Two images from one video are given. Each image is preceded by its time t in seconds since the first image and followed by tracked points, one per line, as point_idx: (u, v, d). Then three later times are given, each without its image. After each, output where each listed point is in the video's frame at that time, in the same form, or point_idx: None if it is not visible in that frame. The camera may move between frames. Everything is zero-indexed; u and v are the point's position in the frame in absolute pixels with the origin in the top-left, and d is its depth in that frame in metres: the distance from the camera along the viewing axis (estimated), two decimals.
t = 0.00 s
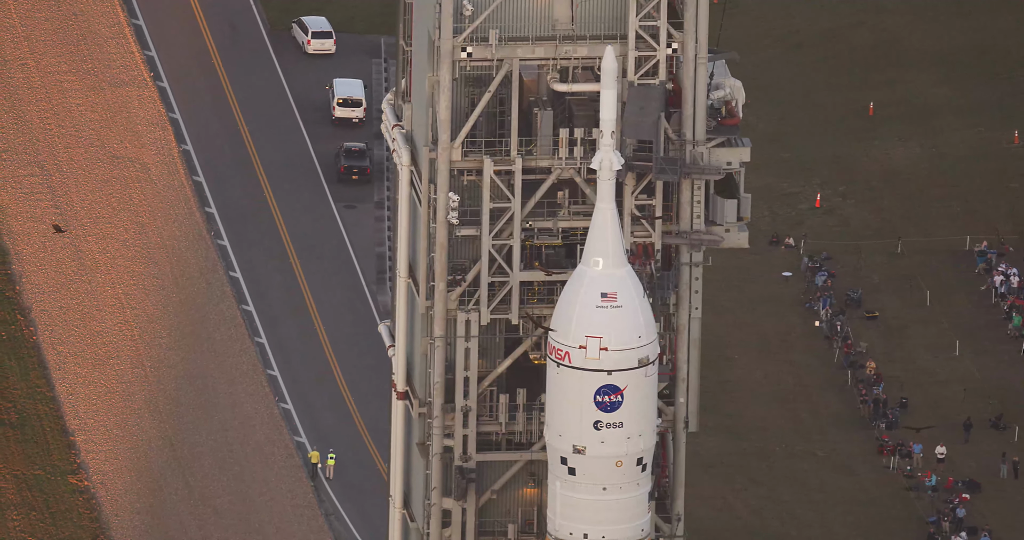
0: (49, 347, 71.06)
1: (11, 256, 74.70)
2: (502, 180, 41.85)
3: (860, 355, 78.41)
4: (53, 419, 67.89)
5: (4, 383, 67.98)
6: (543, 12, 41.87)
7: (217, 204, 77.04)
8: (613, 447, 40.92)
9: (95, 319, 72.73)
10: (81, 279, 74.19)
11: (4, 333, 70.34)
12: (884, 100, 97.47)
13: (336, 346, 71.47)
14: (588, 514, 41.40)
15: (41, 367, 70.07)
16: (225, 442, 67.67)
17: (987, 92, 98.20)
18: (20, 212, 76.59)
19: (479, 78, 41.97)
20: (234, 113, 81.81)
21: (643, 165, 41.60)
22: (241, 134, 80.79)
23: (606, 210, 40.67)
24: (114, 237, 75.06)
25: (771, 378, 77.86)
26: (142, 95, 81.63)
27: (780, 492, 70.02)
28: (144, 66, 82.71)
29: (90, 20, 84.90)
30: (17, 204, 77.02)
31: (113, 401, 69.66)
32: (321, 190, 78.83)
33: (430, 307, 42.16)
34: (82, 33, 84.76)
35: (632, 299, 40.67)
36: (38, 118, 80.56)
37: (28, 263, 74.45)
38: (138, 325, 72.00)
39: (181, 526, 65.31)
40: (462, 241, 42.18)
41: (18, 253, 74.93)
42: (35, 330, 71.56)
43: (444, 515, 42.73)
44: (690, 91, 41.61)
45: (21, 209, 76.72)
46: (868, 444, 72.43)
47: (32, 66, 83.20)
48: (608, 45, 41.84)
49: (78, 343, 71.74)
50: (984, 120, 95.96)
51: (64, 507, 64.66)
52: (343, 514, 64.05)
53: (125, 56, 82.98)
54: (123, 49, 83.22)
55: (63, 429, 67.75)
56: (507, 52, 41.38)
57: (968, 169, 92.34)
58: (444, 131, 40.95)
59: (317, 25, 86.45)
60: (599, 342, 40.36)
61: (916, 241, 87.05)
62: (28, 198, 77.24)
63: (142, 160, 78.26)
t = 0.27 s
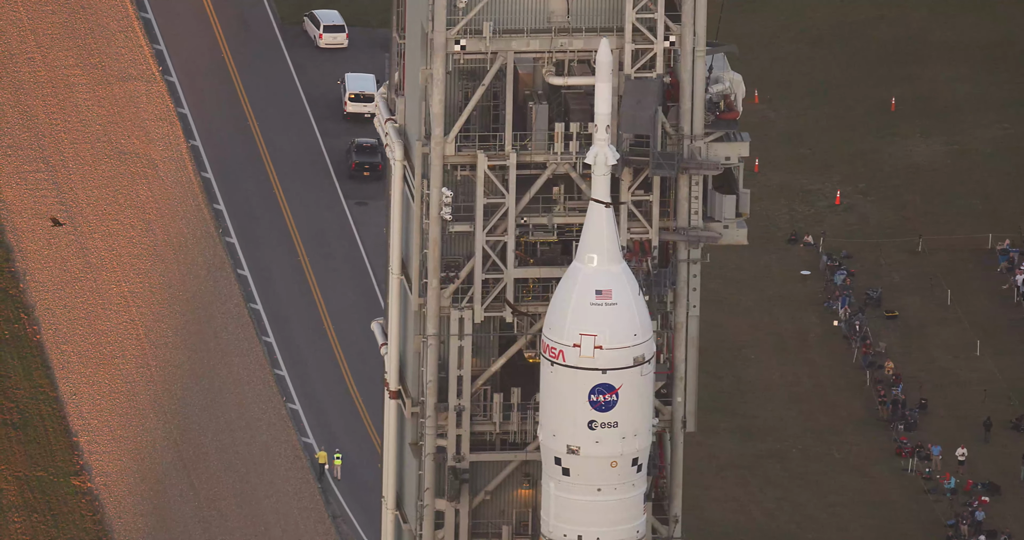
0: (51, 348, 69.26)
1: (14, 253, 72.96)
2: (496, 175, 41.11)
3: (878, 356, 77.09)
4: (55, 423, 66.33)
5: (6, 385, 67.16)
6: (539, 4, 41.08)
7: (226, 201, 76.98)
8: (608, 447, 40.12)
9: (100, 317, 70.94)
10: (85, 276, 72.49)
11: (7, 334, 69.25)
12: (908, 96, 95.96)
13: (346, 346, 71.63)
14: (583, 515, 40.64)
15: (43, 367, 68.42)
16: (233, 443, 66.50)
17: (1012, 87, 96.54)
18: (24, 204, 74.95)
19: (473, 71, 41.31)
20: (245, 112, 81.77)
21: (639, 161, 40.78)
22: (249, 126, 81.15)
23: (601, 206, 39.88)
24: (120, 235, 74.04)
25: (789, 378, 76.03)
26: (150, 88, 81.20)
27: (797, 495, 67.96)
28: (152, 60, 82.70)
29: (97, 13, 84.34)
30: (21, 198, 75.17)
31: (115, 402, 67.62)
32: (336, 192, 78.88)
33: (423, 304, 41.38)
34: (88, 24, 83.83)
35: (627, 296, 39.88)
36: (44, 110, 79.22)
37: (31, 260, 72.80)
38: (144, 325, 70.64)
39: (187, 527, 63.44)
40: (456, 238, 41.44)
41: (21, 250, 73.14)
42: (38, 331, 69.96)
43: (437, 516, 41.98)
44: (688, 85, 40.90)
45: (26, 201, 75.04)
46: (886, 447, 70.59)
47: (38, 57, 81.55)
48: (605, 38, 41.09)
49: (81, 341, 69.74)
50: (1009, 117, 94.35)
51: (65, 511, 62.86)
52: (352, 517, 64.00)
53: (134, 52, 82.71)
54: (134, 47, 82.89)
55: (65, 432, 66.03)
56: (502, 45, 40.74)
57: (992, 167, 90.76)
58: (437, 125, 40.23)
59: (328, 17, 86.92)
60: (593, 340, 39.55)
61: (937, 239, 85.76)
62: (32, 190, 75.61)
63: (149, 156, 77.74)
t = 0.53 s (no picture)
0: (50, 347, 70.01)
1: (18, 256, 73.57)
2: (486, 169, 40.34)
3: (894, 355, 74.52)
4: (55, 422, 67.17)
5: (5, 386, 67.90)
6: None
7: (229, 196, 76.06)
8: (597, 447, 39.37)
9: (98, 314, 71.45)
10: (87, 278, 72.78)
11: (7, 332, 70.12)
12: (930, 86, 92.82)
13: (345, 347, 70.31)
14: (572, 515, 39.86)
15: (43, 367, 69.14)
16: (232, 442, 66.21)
17: None
18: (33, 211, 75.23)
19: (462, 63, 40.52)
20: (249, 103, 80.80)
21: (631, 155, 40.08)
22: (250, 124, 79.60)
23: (591, 202, 39.04)
24: (124, 236, 73.99)
25: (802, 378, 73.94)
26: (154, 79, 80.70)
27: (810, 499, 66.59)
28: (157, 53, 81.94)
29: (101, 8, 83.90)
30: (26, 203, 75.62)
31: (115, 402, 68.00)
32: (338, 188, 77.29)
33: (410, 300, 40.60)
34: (93, 22, 83.43)
35: (618, 293, 39.07)
36: (50, 113, 79.12)
37: (33, 260, 73.39)
38: (146, 326, 70.57)
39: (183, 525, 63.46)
40: (444, 233, 40.66)
41: (24, 253, 73.68)
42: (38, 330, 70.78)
43: (425, 516, 41.27)
44: (681, 78, 40.12)
45: (31, 203, 75.57)
46: (901, 449, 69.00)
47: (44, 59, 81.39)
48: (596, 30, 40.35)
49: (83, 342, 70.26)
50: None
51: (63, 513, 63.60)
52: (353, 518, 63.33)
53: (139, 49, 81.99)
54: (138, 41, 82.20)
55: (64, 432, 66.78)
56: (492, 37, 39.95)
57: (1013, 162, 88.24)
58: (425, 119, 39.45)
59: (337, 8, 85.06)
60: (583, 338, 38.78)
61: (955, 236, 83.32)
62: (40, 196, 75.83)
63: (153, 153, 77.36)
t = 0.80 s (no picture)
0: (54, 342, 65.40)
1: (17, 240, 68.58)
2: (472, 164, 39.98)
3: (902, 354, 71.37)
4: (56, 420, 63.06)
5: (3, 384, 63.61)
6: None
7: (223, 159, 70.84)
8: (584, 444, 38.98)
9: (100, 309, 66.43)
10: (86, 266, 67.65)
11: (6, 327, 65.54)
12: (941, 85, 90.26)
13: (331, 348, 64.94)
14: (557, 513, 39.43)
15: (44, 364, 64.73)
16: (236, 441, 62.12)
17: None
18: (29, 196, 69.73)
19: (448, 57, 40.15)
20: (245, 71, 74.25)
21: (619, 149, 39.67)
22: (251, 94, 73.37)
23: (577, 197, 38.60)
24: (120, 224, 68.60)
25: (807, 377, 70.92)
26: (147, 49, 74.32)
27: (814, 497, 63.67)
28: (150, 19, 75.54)
29: None
30: (21, 187, 69.96)
31: (118, 397, 63.75)
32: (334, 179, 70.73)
33: (396, 296, 40.24)
34: None
35: (604, 288, 38.69)
36: (43, 85, 73.24)
37: (30, 241, 68.54)
38: (145, 311, 66.03)
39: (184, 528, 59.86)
40: (430, 229, 40.31)
41: (23, 239, 68.61)
42: (40, 322, 66.20)
43: (411, 514, 40.91)
44: (669, 72, 39.77)
45: (25, 187, 69.95)
46: (906, 447, 66.04)
47: (36, 29, 74.98)
48: (582, 23, 39.90)
49: (84, 333, 65.65)
50: None
51: (63, 512, 60.15)
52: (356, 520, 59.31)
53: (139, 34, 74.71)
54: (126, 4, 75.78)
55: (64, 430, 62.70)
56: (478, 30, 39.57)
57: None
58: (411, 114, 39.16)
59: None
60: (568, 334, 38.41)
61: (965, 233, 80.05)
62: (35, 178, 70.29)
63: (154, 146, 71.10)
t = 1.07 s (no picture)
0: (64, 347, 65.27)
1: (23, 239, 68.64)
2: (460, 161, 39.94)
3: (908, 353, 71.05)
4: (64, 429, 62.89)
5: (11, 381, 64.37)
6: None
7: (233, 157, 71.40)
8: (570, 442, 38.97)
9: (107, 309, 66.28)
10: (94, 268, 67.53)
11: (14, 328, 65.86)
12: (949, 85, 90.30)
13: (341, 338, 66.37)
14: (544, 511, 39.39)
15: (51, 364, 64.82)
16: (238, 442, 62.04)
17: None
18: (38, 197, 69.94)
19: (437, 54, 40.08)
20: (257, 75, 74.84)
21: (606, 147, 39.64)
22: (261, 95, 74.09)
23: (564, 194, 38.58)
24: (128, 224, 68.86)
25: (815, 376, 70.59)
26: (159, 49, 74.95)
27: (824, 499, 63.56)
28: (161, 19, 76.35)
29: None
30: (29, 188, 70.20)
31: (123, 397, 63.58)
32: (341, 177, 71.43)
33: (384, 294, 40.22)
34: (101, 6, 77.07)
35: (590, 286, 38.67)
36: (57, 90, 73.46)
37: (40, 245, 68.30)
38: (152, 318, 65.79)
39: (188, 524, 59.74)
40: (418, 226, 40.27)
41: (30, 243, 68.47)
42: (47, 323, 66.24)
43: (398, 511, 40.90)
44: (657, 69, 39.73)
45: (41, 193, 70.13)
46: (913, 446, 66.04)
47: (50, 35, 75.33)
48: (571, 21, 39.89)
49: (90, 332, 65.56)
50: None
51: (67, 512, 60.22)
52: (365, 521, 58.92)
53: (151, 38, 75.24)
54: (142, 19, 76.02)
55: (70, 428, 62.85)
56: (466, 28, 39.46)
57: None
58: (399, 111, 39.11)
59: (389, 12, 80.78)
60: (555, 332, 38.35)
61: (972, 232, 79.82)
62: (43, 177, 70.55)
63: (166, 146, 71.42)
